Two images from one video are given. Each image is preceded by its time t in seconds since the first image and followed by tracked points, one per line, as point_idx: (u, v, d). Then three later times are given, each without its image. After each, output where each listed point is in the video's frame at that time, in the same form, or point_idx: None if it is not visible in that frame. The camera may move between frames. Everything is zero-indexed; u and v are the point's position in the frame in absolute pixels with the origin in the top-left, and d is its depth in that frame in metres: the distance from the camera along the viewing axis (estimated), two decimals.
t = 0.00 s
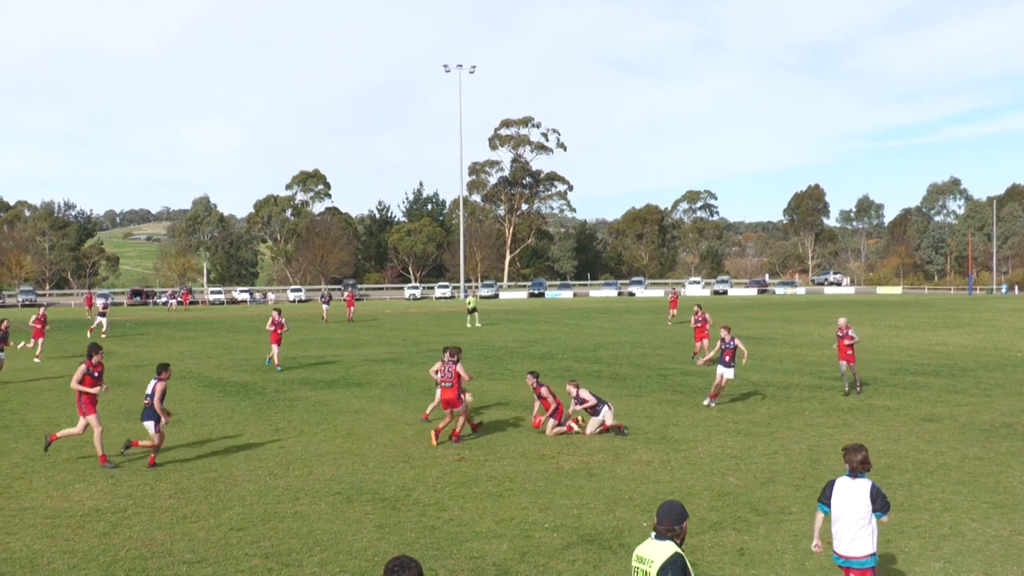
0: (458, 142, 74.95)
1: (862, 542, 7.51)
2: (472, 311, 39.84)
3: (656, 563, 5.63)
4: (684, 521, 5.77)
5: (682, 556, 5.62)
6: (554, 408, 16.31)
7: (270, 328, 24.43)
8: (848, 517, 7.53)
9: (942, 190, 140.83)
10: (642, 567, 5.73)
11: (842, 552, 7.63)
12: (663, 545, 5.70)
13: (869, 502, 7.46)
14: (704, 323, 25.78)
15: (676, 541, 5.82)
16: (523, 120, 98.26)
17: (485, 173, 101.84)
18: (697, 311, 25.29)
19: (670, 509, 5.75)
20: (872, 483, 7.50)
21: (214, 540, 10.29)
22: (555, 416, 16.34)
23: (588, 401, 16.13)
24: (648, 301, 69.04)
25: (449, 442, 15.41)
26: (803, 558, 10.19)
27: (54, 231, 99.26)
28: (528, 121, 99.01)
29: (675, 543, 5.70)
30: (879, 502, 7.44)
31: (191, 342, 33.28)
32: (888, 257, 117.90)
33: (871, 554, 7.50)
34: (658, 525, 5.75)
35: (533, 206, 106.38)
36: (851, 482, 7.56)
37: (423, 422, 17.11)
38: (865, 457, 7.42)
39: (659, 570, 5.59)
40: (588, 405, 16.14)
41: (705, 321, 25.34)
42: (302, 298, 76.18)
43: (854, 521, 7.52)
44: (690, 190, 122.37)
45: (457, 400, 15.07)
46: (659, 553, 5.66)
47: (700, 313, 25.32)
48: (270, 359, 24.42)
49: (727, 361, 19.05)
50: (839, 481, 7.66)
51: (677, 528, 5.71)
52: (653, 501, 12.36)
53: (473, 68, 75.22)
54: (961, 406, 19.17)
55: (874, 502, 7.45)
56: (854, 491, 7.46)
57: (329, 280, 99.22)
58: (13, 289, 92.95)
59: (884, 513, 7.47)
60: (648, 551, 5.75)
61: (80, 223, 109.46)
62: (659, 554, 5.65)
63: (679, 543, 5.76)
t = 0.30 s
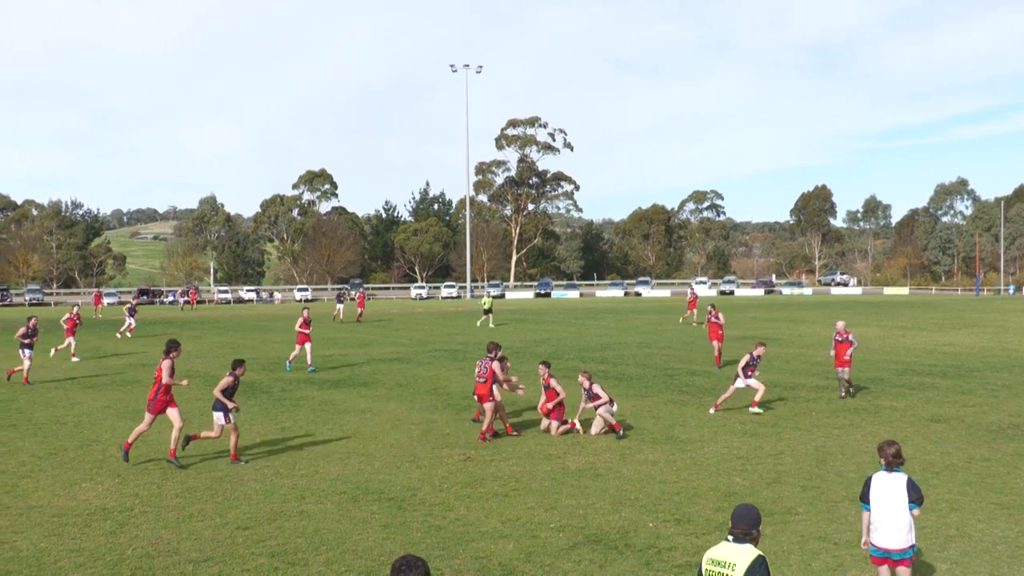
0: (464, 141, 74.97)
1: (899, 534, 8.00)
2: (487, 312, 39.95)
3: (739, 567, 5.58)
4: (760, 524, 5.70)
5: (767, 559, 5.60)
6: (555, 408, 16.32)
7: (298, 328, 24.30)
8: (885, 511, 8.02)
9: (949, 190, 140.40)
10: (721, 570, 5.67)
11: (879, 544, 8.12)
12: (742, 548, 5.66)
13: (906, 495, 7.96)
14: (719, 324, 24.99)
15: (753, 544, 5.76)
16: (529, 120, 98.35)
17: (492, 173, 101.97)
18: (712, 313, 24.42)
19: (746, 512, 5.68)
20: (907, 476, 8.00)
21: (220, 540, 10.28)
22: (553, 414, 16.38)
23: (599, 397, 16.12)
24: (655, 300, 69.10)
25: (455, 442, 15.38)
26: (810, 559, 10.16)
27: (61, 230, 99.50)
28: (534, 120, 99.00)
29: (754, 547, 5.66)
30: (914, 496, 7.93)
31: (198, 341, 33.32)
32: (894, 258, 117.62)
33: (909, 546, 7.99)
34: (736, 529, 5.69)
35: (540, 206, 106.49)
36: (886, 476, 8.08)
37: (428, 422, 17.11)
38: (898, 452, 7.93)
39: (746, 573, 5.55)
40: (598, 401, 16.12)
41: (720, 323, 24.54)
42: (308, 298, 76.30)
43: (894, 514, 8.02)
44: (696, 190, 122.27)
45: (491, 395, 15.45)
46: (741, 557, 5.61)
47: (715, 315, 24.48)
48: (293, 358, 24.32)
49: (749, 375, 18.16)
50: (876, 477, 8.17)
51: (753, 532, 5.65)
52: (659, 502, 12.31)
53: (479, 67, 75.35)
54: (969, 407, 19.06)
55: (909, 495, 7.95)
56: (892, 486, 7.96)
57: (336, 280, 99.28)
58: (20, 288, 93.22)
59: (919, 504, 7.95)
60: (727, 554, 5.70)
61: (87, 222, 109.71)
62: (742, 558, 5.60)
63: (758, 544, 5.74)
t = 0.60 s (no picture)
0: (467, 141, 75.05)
1: (931, 530, 7.99)
2: (497, 313, 39.94)
3: (802, 560, 5.58)
4: (817, 515, 5.69)
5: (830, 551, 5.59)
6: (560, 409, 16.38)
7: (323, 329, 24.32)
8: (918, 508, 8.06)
9: (952, 191, 140.37)
10: (785, 564, 5.67)
11: (910, 540, 8.14)
12: (804, 541, 5.65)
13: (942, 497, 7.94)
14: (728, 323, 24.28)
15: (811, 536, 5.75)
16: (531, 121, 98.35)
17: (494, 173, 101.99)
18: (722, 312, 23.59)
19: (803, 504, 5.68)
20: (946, 481, 8.00)
21: (223, 540, 10.27)
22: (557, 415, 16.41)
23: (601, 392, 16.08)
24: (658, 301, 69.10)
25: (457, 442, 15.37)
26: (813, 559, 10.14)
27: (64, 230, 99.54)
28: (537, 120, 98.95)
29: (814, 538, 5.65)
30: (950, 497, 7.89)
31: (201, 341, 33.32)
32: (897, 258, 117.54)
33: (938, 544, 7.97)
34: (793, 521, 5.68)
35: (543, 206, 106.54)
36: (927, 478, 8.11)
37: (431, 422, 17.11)
38: (940, 457, 8.02)
39: (810, 568, 5.54)
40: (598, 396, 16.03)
41: (729, 321, 23.75)
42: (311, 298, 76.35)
43: (928, 513, 8.02)
44: (699, 190, 122.21)
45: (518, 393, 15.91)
46: (805, 550, 5.60)
47: (724, 314, 23.68)
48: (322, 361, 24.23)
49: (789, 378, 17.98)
50: (919, 478, 8.22)
51: (812, 523, 5.63)
52: (661, 502, 12.31)
53: (481, 67, 75.52)
54: (972, 407, 19.04)
55: (945, 496, 7.92)
56: (928, 487, 8.00)
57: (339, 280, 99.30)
58: (23, 288, 93.37)
59: (956, 508, 7.89)
60: (788, 548, 5.70)
61: (90, 222, 109.85)
62: (804, 551, 5.60)
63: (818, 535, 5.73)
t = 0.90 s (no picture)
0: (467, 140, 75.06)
1: (972, 515, 8.56)
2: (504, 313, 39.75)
3: (862, 564, 5.55)
4: (870, 517, 5.65)
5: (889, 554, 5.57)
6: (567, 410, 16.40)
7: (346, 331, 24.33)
8: (961, 495, 8.62)
9: (951, 191, 140.39)
10: (843, 567, 5.63)
11: (950, 524, 8.72)
12: (861, 545, 5.62)
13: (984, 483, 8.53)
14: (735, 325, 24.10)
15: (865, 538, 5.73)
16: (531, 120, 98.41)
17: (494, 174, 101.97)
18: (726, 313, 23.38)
19: (857, 506, 5.64)
20: (987, 468, 8.59)
21: (221, 540, 10.27)
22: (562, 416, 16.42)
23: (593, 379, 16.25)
24: (657, 301, 69.09)
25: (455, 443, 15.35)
26: (811, 560, 10.15)
27: (62, 230, 99.44)
28: (536, 120, 99.00)
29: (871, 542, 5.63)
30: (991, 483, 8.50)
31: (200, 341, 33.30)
32: (896, 258, 117.62)
33: (976, 529, 8.55)
34: (848, 524, 5.64)
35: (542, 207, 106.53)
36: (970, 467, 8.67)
37: (429, 422, 17.09)
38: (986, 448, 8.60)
39: (870, 570, 5.53)
40: (590, 383, 16.16)
41: (735, 323, 23.60)
42: (310, 298, 76.36)
43: (970, 497, 8.58)
44: (698, 190, 122.18)
45: (533, 393, 15.88)
46: (863, 554, 5.58)
47: (730, 315, 23.46)
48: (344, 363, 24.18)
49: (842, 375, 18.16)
50: (962, 466, 8.76)
51: (866, 525, 5.60)
52: (660, 502, 12.32)
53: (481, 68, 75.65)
54: (970, 407, 19.06)
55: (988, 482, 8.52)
56: (972, 474, 8.55)
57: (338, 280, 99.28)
58: (22, 287, 93.36)
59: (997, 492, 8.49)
60: (845, 551, 5.66)
61: (89, 222, 109.79)
62: (863, 554, 5.57)
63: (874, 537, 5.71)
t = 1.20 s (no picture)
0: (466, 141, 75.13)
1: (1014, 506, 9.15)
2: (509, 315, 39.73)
3: (917, 553, 5.61)
4: (920, 507, 5.74)
5: (941, 543, 5.63)
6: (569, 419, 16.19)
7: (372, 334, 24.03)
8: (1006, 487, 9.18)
9: (949, 192, 140.53)
10: (897, 555, 5.68)
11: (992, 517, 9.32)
12: (914, 535, 5.69)
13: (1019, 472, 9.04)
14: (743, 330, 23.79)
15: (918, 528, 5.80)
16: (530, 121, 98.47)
17: (492, 174, 101.96)
18: (736, 318, 23.01)
19: (907, 496, 5.73)
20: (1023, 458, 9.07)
21: (219, 541, 10.27)
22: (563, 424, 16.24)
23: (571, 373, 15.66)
24: (655, 302, 69.07)
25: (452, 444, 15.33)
26: (810, 560, 10.15)
27: (60, 231, 99.47)
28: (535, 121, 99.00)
29: (924, 531, 5.70)
30: None
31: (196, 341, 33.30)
32: (894, 259, 117.67)
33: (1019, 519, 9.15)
34: (899, 512, 5.73)
35: (540, 207, 106.56)
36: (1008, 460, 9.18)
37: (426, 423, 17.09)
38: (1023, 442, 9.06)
39: (925, 562, 5.58)
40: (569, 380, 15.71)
41: (744, 328, 23.35)
42: (308, 299, 76.36)
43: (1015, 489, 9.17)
44: (696, 191, 122.19)
45: (535, 391, 15.86)
46: (917, 543, 5.63)
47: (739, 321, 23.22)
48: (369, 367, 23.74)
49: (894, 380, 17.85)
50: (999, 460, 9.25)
51: (918, 514, 5.69)
52: (657, 503, 12.31)
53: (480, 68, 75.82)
54: (968, 408, 19.13)
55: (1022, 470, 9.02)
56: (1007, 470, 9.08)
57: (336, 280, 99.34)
58: (20, 288, 93.40)
59: None
60: (897, 539, 5.72)
61: (87, 222, 109.89)
62: (917, 543, 5.63)
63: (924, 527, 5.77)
